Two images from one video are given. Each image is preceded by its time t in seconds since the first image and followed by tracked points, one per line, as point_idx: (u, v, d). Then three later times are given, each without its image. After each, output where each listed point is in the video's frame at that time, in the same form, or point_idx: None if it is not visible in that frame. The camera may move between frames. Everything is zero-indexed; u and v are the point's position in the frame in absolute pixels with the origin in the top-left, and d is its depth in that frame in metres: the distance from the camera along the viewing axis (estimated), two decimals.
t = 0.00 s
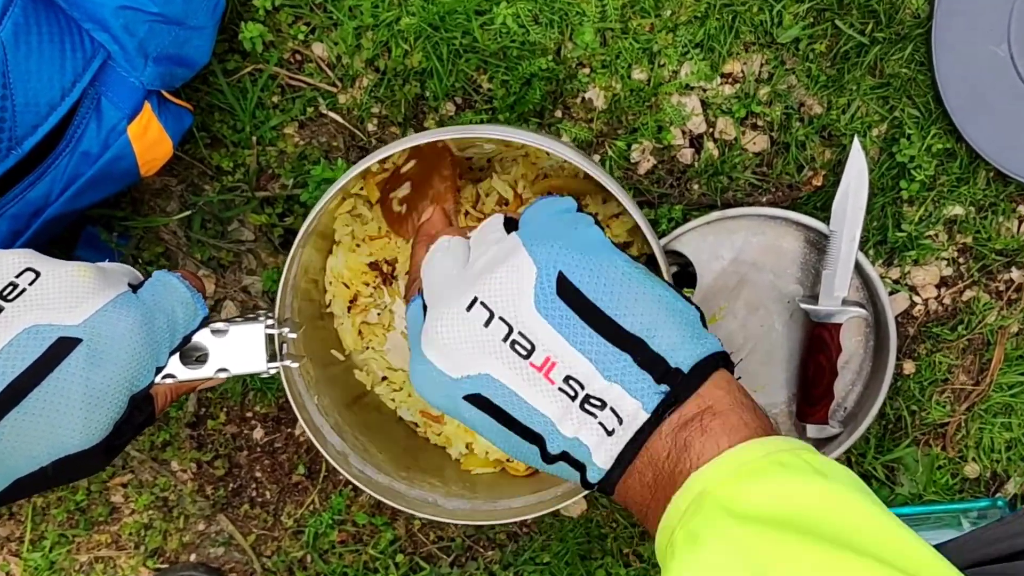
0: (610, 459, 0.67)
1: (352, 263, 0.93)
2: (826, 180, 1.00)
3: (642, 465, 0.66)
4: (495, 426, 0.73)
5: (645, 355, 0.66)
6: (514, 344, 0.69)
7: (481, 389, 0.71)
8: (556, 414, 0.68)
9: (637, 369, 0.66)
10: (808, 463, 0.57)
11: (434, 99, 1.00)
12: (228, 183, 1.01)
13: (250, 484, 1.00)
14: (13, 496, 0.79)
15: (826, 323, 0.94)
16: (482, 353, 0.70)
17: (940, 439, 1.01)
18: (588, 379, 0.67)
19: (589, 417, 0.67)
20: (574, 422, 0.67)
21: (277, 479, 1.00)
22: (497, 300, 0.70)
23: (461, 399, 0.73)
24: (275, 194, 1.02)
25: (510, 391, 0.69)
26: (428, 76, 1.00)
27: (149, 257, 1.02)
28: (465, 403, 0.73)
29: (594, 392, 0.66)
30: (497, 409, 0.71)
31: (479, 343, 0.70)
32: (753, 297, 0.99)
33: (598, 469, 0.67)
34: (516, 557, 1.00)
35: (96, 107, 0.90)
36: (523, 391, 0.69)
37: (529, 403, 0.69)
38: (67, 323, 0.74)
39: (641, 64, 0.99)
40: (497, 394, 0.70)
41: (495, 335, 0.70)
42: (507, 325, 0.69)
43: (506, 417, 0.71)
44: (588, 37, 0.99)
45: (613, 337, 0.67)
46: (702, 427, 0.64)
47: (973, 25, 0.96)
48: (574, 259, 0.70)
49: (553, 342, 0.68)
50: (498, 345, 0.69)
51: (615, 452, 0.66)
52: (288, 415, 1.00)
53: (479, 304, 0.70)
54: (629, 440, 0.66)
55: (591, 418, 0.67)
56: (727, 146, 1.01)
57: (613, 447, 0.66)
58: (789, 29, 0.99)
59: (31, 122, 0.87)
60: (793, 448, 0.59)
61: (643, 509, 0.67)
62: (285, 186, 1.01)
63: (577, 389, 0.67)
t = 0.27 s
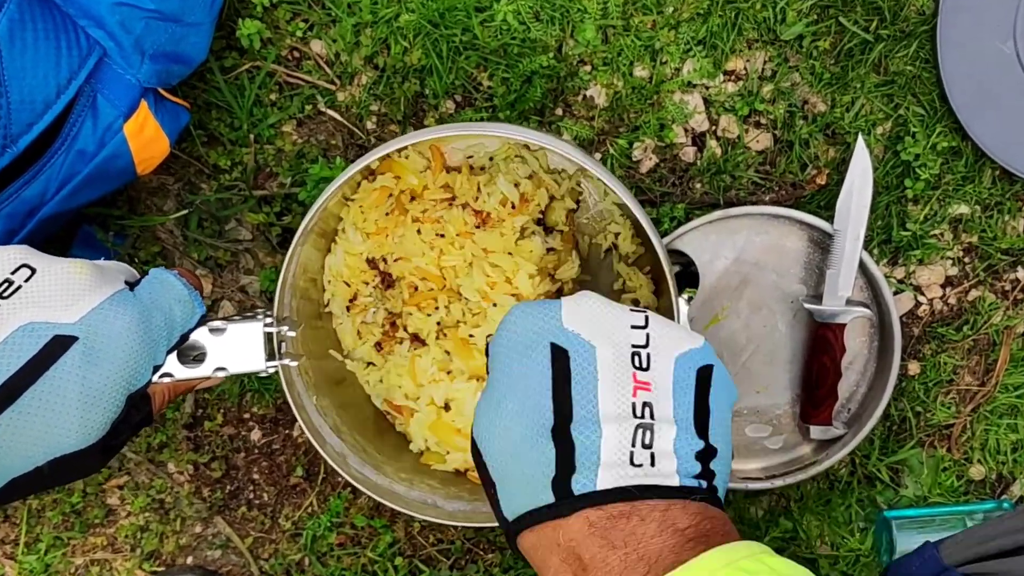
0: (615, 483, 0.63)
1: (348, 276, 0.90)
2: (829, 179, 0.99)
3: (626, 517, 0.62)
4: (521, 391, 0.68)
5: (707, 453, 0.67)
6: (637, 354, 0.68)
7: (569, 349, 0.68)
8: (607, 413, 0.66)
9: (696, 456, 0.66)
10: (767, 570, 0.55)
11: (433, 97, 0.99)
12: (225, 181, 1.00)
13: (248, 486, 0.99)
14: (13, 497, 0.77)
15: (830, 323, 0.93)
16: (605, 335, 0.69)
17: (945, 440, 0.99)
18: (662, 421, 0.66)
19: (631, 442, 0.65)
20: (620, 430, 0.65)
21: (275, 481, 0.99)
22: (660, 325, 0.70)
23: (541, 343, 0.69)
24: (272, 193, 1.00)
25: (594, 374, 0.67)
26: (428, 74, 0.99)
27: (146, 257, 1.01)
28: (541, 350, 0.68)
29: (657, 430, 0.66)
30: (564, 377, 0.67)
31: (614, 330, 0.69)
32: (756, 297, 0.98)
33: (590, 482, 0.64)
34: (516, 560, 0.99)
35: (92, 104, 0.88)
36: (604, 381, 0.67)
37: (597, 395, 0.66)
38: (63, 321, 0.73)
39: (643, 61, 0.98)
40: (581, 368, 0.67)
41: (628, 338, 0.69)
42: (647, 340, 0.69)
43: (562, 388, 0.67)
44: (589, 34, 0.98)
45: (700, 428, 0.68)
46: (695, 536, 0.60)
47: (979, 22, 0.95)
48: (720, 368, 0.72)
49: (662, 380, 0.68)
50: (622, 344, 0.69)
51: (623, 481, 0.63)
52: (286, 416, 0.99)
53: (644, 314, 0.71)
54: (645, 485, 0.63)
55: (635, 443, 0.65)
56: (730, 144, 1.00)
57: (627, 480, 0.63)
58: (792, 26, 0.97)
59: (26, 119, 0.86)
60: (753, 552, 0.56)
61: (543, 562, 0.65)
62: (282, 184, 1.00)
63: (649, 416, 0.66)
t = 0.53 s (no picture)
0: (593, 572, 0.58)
1: (339, 255, 0.86)
2: (834, 177, 0.98)
3: None
4: (473, 482, 0.60)
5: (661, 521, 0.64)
6: (575, 426, 0.64)
7: (511, 429, 0.62)
8: (568, 499, 0.60)
9: (654, 526, 0.63)
10: None
11: (433, 95, 0.98)
12: (222, 180, 0.99)
13: (246, 488, 0.98)
14: (9, 497, 0.76)
15: (833, 323, 0.92)
16: (537, 407, 0.64)
17: (951, 442, 0.98)
18: (620, 497, 0.62)
19: (598, 524, 0.60)
20: (586, 517, 0.60)
21: (273, 483, 0.98)
22: (581, 392, 0.66)
23: (473, 433, 0.62)
24: (270, 192, 0.99)
25: (543, 453, 0.61)
26: (428, 71, 0.98)
27: (142, 256, 1.00)
28: (477, 435, 0.62)
29: (619, 506, 0.61)
30: (513, 460, 0.61)
31: (542, 401, 0.64)
32: (760, 297, 0.97)
33: None
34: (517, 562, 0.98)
35: (88, 102, 0.87)
36: (555, 459, 0.61)
37: (553, 475, 0.60)
38: (59, 320, 0.72)
39: (645, 58, 0.97)
40: (528, 450, 0.61)
41: (559, 408, 0.64)
42: (577, 408, 0.65)
43: (516, 473, 0.60)
44: (590, 31, 0.96)
45: (648, 490, 0.65)
46: None
47: (985, 19, 0.94)
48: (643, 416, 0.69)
49: (606, 449, 0.64)
50: (558, 417, 0.64)
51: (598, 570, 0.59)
52: (284, 417, 0.98)
53: (564, 380, 0.67)
54: (622, 568, 0.59)
55: (602, 524, 0.60)
56: (733, 143, 0.98)
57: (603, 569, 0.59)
58: (796, 22, 0.96)
59: (22, 117, 0.85)
60: None
61: None
62: (280, 183, 0.99)
63: (607, 493, 0.61)
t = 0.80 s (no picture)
0: (584, 563, 0.60)
1: (338, 254, 0.86)
2: (838, 176, 0.97)
3: None
4: (476, 477, 0.63)
5: (674, 486, 0.62)
6: (565, 403, 0.62)
7: (500, 425, 0.63)
8: (556, 489, 0.61)
9: (662, 493, 0.61)
10: None
11: (433, 93, 0.97)
12: (220, 179, 0.98)
13: (243, 490, 0.97)
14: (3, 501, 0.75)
15: (837, 324, 0.91)
16: (530, 394, 0.63)
17: (956, 443, 0.97)
18: (614, 475, 0.61)
19: (590, 511, 0.60)
20: (574, 506, 0.60)
21: (271, 485, 0.97)
22: (575, 356, 0.64)
23: (465, 434, 0.63)
24: (268, 191, 0.98)
25: (529, 445, 0.62)
26: (427, 68, 0.97)
27: (139, 256, 0.99)
28: (470, 431, 0.63)
29: (611, 488, 0.61)
30: (499, 455, 0.62)
31: (533, 382, 0.63)
32: (763, 297, 0.95)
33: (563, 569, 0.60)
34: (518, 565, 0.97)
35: (83, 99, 0.86)
36: (542, 454, 0.61)
37: (540, 465, 0.61)
38: (51, 320, 0.71)
39: (647, 55, 0.96)
40: (516, 444, 0.62)
41: (549, 385, 0.63)
42: (569, 382, 0.63)
43: (505, 468, 0.62)
44: (592, 28, 0.95)
45: (657, 456, 0.63)
46: None
47: (992, 15, 0.92)
48: (659, 366, 0.65)
49: (601, 424, 0.62)
50: (548, 398, 0.63)
51: (592, 561, 0.60)
52: (282, 419, 0.97)
53: (557, 349, 0.64)
54: (616, 556, 0.60)
55: (594, 510, 0.60)
56: (736, 141, 0.97)
57: (597, 554, 0.60)
58: (800, 19, 0.95)
59: (16, 116, 0.84)
60: None
61: None
62: (278, 182, 0.98)
63: (598, 475, 0.61)
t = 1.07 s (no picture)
0: (548, 483, 0.62)
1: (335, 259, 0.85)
2: (842, 174, 0.96)
3: (564, 509, 0.62)
4: (445, 415, 0.65)
5: (627, 415, 0.64)
6: (522, 347, 0.64)
7: (462, 367, 0.64)
8: (520, 424, 0.63)
9: (616, 420, 0.63)
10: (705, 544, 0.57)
11: (432, 90, 0.96)
12: (217, 177, 0.97)
13: (240, 492, 0.96)
14: None
15: (841, 324, 0.90)
16: (487, 336, 0.64)
17: (962, 445, 0.96)
18: (571, 410, 0.63)
19: (552, 442, 0.62)
20: (536, 439, 0.62)
21: (268, 487, 0.96)
22: (529, 301, 0.65)
23: (429, 371, 0.65)
24: (265, 189, 0.97)
25: (491, 383, 0.63)
26: (427, 66, 0.96)
27: (135, 255, 0.98)
28: (430, 373, 0.65)
29: (570, 422, 0.63)
30: (466, 398, 0.64)
31: (488, 327, 0.64)
32: (767, 297, 0.94)
33: (528, 490, 0.63)
34: (518, 568, 0.96)
35: (79, 97, 0.85)
36: (502, 388, 0.63)
37: (505, 408, 0.63)
38: (49, 322, 0.70)
39: (649, 53, 0.95)
40: (481, 383, 0.64)
41: (507, 331, 0.64)
42: (525, 326, 0.64)
43: (470, 406, 0.64)
44: (593, 25, 0.94)
45: (608, 388, 0.64)
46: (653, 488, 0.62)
47: (999, 11, 0.91)
48: (605, 307, 0.66)
49: (558, 361, 0.64)
50: (504, 341, 0.64)
51: (554, 482, 0.62)
52: (279, 420, 0.96)
53: (513, 296, 0.65)
54: (574, 478, 0.62)
55: (555, 442, 0.62)
56: (739, 139, 0.96)
57: (558, 479, 0.62)
58: (803, 16, 0.94)
59: (11, 114, 0.82)
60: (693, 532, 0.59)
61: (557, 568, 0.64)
62: (276, 180, 0.97)
63: (557, 411, 0.63)
